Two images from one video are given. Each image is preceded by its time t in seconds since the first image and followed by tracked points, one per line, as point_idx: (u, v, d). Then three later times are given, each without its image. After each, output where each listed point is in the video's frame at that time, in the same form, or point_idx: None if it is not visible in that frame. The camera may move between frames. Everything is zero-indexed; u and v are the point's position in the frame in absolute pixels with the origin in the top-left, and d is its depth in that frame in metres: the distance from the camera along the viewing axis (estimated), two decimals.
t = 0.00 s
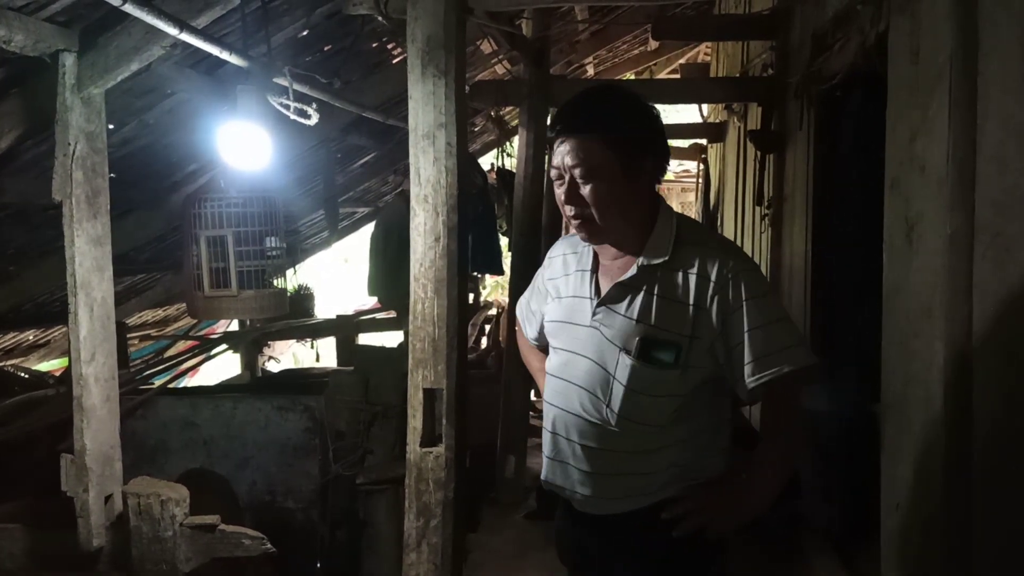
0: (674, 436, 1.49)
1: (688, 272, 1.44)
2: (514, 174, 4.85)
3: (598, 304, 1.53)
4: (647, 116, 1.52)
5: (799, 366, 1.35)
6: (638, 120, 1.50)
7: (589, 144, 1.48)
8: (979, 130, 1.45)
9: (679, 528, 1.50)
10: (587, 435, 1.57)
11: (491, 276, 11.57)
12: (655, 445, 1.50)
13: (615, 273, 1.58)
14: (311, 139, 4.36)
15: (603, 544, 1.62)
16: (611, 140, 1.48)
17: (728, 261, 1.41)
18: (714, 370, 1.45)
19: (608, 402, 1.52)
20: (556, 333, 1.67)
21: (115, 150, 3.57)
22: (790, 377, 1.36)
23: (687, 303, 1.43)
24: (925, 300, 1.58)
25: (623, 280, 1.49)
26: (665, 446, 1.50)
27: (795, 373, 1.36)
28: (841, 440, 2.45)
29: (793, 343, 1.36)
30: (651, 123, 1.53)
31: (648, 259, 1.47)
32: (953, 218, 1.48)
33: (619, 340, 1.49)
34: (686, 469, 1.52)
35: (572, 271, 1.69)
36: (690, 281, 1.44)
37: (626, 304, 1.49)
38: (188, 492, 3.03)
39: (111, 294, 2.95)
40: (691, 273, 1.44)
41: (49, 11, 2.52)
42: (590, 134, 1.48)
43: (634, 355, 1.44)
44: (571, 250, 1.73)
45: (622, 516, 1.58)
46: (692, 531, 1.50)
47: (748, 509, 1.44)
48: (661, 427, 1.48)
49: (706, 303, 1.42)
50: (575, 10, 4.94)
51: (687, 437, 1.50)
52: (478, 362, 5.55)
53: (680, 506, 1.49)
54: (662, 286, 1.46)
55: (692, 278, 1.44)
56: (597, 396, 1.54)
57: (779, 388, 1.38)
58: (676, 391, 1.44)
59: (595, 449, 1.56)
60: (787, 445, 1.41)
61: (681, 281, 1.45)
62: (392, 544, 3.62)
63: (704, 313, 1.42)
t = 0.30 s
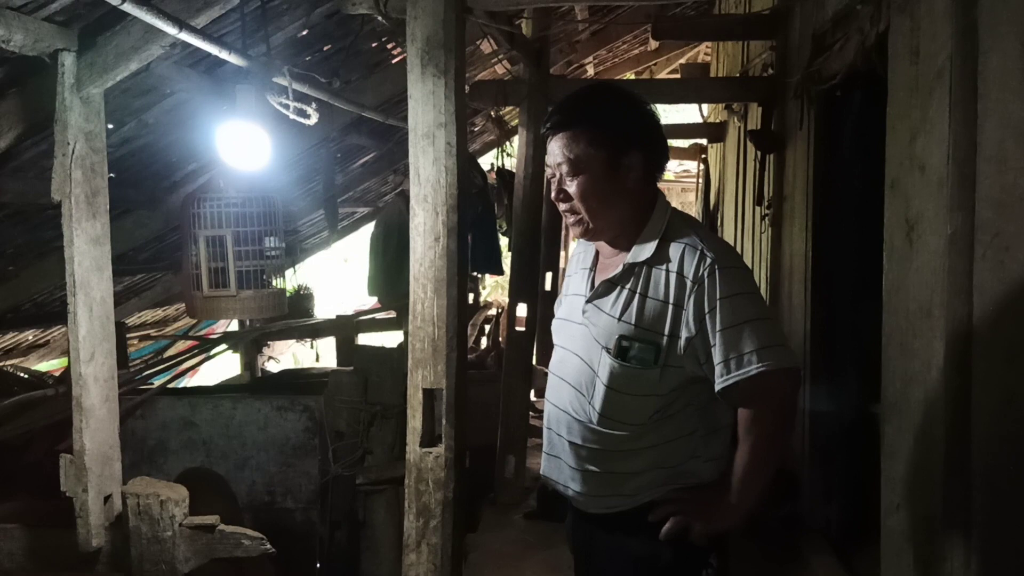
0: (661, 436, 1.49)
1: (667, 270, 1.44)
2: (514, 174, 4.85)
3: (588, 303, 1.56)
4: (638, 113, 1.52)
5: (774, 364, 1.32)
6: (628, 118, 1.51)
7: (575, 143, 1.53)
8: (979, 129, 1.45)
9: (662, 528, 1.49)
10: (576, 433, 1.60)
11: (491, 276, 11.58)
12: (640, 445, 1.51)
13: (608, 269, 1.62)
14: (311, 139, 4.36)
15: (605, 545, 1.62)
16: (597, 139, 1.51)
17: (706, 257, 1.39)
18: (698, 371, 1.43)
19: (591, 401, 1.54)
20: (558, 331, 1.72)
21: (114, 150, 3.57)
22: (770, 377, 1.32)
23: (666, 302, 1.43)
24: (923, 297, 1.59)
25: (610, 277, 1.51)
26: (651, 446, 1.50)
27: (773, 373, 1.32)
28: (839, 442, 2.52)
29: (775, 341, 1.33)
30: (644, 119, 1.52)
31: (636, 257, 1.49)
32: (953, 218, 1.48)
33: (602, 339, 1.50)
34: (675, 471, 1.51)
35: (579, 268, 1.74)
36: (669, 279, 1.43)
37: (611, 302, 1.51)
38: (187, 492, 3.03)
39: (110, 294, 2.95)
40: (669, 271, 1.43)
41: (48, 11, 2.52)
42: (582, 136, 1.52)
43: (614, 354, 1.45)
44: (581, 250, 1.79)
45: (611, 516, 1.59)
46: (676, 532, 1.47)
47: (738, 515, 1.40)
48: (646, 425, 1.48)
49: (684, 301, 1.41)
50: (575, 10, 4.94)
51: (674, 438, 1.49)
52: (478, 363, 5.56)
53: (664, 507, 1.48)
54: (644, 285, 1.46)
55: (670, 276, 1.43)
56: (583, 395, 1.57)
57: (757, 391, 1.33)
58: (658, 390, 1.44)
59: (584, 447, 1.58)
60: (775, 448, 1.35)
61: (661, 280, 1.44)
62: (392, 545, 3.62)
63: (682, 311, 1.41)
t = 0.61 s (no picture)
0: (662, 437, 1.50)
1: (668, 272, 1.44)
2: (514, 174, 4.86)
3: (590, 305, 1.56)
4: (634, 115, 1.52)
5: (769, 367, 1.32)
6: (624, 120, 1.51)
7: (574, 149, 1.52)
8: (979, 129, 1.45)
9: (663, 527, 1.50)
10: (577, 435, 1.60)
11: (491, 276, 11.59)
12: (641, 447, 1.51)
13: (612, 271, 1.62)
14: (311, 139, 4.36)
15: (607, 545, 1.62)
16: (595, 145, 1.50)
17: (706, 259, 1.39)
18: (698, 373, 1.43)
19: (593, 403, 1.54)
20: (561, 333, 1.73)
21: (115, 150, 3.56)
22: (770, 376, 1.32)
23: (668, 305, 1.43)
24: (924, 297, 1.59)
25: (612, 280, 1.51)
26: (650, 447, 1.51)
27: (773, 374, 1.33)
28: (840, 443, 2.51)
29: (773, 342, 1.33)
30: (639, 121, 1.52)
31: (637, 260, 1.49)
32: (953, 218, 1.48)
33: (605, 341, 1.50)
34: (674, 471, 1.52)
35: (583, 271, 1.74)
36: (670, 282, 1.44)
37: (613, 305, 1.51)
38: (188, 493, 3.04)
39: (112, 294, 2.95)
40: (670, 273, 1.44)
41: (50, 11, 2.52)
42: (581, 142, 1.51)
43: (616, 357, 1.46)
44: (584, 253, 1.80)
45: (611, 516, 1.60)
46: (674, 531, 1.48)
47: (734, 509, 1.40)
48: (647, 427, 1.49)
49: (684, 304, 1.41)
50: (576, 11, 4.94)
51: (674, 439, 1.50)
52: (478, 363, 5.56)
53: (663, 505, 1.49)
54: (646, 287, 1.46)
55: (672, 279, 1.43)
56: (585, 397, 1.57)
57: (755, 390, 1.33)
58: (660, 392, 1.44)
59: (585, 449, 1.59)
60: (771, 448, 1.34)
61: (662, 283, 1.45)
62: (392, 545, 3.62)
63: (682, 314, 1.41)
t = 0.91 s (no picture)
0: (671, 436, 1.50)
1: (679, 271, 1.45)
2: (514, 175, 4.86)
3: (599, 306, 1.56)
4: (624, 120, 1.54)
5: (786, 365, 1.34)
6: (616, 127, 1.53)
7: (573, 160, 1.52)
8: (979, 131, 1.46)
9: (674, 530, 1.49)
10: (587, 436, 1.60)
11: (491, 277, 11.60)
12: (651, 446, 1.51)
13: (618, 273, 1.61)
14: (312, 140, 4.37)
15: (612, 544, 1.63)
16: (591, 155, 1.51)
17: (719, 259, 1.41)
18: (709, 370, 1.45)
19: (606, 403, 1.52)
20: (566, 335, 1.72)
21: (117, 151, 3.57)
22: (784, 376, 1.34)
23: (681, 302, 1.44)
24: (925, 298, 1.60)
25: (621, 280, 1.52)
26: (660, 446, 1.51)
27: (785, 374, 1.34)
28: (841, 443, 2.51)
29: (786, 341, 1.35)
30: (629, 127, 1.54)
31: (646, 261, 1.49)
32: (954, 219, 1.49)
33: (616, 340, 1.50)
34: (682, 470, 1.52)
35: (584, 274, 1.74)
36: (682, 280, 1.44)
37: (623, 304, 1.51)
38: (191, 493, 3.05)
39: (114, 295, 2.96)
40: (682, 272, 1.44)
41: (53, 13, 2.53)
42: (580, 152, 1.51)
43: (630, 354, 1.45)
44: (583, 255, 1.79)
45: (620, 516, 1.60)
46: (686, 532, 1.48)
47: (744, 510, 1.41)
48: (658, 426, 1.49)
49: (697, 302, 1.42)
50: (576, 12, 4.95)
51: (681, 438, 1.50)
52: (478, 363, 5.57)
53: (673, 507, 1.48)
54: (657, 286, 1.47)
55: (684, 277, 1.44)
56: (596, 397, 1.55)
57: (769, 390, 1.35)
58: (671, 391, 1.45)
59: (594, 449, 1.59)
60: (784, 446, 1.39)
61: (674, 281, 1.45)
62: (393, 545, 3.63)
63: (695, 312, 1.42)
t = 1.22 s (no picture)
0: (679, 433, 1.50)
1: (683, 267, 1.46)
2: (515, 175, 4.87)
3: (601, 304, 1.56)
4: (617, 123, 1.55)
5: (792, 360, 1.34)
6: (609, 131, 1.53)
7: (568, 164, 1.51)
8: (980, 131, 1.46)
9: (681, 528, 1.50)
10: (595, 433, 1.59)
11: (491, 277, 11.61)
12: (659, 442, 1.51)
13: (616, 272, 1.61)
14: (313, 140, 4.37)
15: (614, 543, 1.63)
16: (586, 158, 1.50)
17: (724, 255, 1.41)
18: (717, 362, 1.45)
19: (615, 400, 1.53)
20: (568, 334, 1.72)
21: (119, 150, 3.57)
22: (790, 372, 1.34)
23: (687, 297, 1.44)
24: (925, 298, 1.60)
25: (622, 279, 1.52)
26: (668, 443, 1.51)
27: (792, 368, 1.34)
28: (841, 444, 2.51)
29: (792, 334, 1.35)
30: (622, 131, 1.55)
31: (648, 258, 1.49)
32: (954, 219, 1.49)
33: (623, 337, 1.51)
34: (690, 467, 1.52)
35: (582, 276, 1.73)
36: (686, 276, 1.45)
37: (628, 303, 1.52)
38: (192, 492, 3.04)
39: (116, 295, 2.96)
40: (687, 268, 1.45)
41: (54, 13, 2.53)
42: (575, 154, 1.51)
43: (639, 350, 1.46)
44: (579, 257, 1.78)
45: (626, 515, 1.59)
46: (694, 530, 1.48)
47: (751, 507, 1.41)
48: (666, 421, 1.49)
49: (703, 297, 1.43)
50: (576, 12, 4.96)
51: (689, 434, 1.50)
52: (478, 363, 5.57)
53: (679, 504, 1.49)
54: (661, 284, 1.48)
55: (688, 272, 1.45)
56: (603, 394, 1.56)
57: (775, 384, 1.35)
58: (677, 387, 1.45)
59: (602, 446, 1.58)
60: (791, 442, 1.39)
61: (677, 277, 1.46)
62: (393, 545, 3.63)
63: (701, 307, 1.43)
